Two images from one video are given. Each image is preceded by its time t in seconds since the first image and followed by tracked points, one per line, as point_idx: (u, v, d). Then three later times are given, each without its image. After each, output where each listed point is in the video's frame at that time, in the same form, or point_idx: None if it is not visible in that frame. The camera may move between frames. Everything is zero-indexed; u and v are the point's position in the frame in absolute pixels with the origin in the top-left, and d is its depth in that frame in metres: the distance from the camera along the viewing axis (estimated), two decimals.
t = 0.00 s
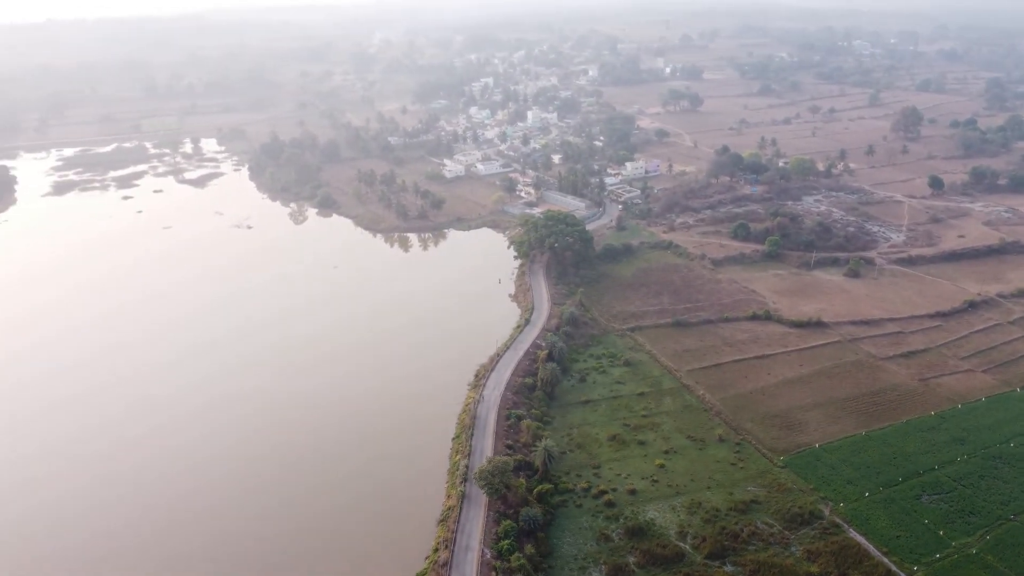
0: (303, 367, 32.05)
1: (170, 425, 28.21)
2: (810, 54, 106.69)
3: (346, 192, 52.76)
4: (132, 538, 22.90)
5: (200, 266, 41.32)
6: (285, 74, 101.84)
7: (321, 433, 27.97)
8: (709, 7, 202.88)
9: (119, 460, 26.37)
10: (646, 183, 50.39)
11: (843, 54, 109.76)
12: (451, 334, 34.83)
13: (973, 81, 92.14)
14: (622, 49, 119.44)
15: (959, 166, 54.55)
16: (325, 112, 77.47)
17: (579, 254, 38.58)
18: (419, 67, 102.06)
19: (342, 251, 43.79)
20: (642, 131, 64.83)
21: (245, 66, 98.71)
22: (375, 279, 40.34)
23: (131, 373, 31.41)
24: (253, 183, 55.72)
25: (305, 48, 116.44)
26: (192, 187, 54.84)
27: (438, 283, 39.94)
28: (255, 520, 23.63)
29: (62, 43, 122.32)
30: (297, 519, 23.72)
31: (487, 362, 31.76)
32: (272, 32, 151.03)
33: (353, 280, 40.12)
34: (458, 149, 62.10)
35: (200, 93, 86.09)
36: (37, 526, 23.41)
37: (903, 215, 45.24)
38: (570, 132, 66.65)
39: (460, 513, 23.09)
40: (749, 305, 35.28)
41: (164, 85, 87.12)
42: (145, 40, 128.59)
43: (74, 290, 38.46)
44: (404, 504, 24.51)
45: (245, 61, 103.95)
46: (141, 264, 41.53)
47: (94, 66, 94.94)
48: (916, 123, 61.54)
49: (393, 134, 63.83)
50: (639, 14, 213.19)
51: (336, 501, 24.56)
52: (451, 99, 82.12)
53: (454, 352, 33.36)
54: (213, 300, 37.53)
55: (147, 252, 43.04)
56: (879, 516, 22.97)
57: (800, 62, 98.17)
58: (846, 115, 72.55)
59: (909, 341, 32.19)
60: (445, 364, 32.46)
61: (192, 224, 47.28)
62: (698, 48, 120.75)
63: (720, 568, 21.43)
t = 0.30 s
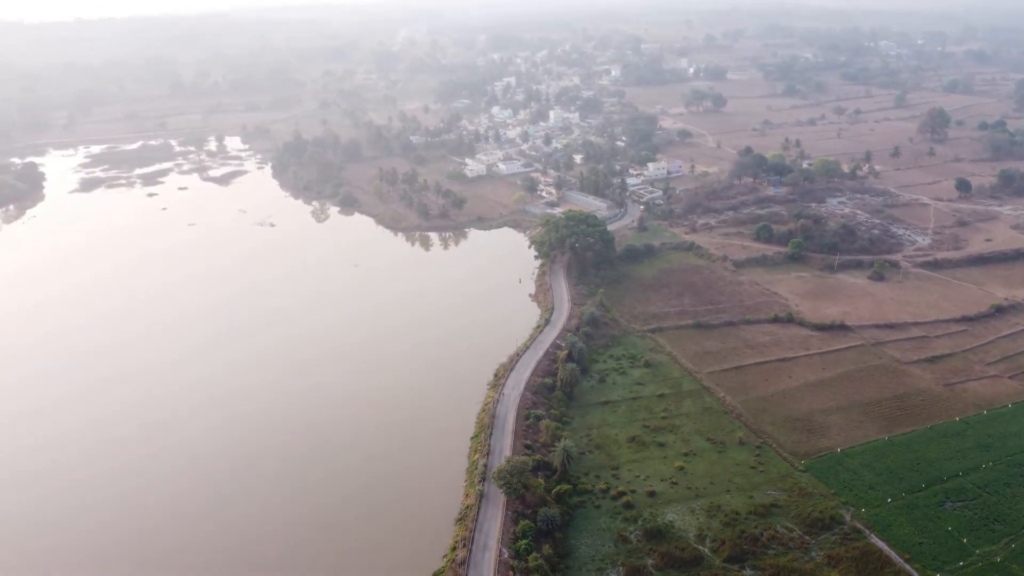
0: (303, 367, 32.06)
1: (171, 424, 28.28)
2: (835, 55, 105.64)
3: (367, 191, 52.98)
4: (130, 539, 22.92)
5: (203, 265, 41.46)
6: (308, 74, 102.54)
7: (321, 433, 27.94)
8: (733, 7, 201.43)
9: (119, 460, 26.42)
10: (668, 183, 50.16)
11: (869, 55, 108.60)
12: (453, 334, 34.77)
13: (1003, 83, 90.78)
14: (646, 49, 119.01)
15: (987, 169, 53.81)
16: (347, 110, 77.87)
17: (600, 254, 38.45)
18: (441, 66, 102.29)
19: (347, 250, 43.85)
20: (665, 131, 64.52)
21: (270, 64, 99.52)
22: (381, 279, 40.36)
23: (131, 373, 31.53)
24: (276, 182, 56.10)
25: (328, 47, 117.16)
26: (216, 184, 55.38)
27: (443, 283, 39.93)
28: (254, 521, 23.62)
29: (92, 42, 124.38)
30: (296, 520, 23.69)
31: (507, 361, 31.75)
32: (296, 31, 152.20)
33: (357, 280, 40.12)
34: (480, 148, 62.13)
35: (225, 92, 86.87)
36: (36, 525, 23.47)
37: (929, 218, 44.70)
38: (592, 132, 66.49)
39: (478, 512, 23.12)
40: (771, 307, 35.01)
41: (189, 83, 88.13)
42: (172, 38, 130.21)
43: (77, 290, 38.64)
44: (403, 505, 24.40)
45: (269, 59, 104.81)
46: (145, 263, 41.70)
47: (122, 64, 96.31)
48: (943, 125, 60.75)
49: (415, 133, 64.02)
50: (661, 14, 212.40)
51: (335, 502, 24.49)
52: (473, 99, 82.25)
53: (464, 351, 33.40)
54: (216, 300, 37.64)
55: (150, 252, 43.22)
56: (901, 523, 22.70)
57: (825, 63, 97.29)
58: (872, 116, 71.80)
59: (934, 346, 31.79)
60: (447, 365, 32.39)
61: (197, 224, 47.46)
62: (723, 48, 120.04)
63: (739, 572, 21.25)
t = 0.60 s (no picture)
0: (303, 367, 32.06)
1: (171, 424, 28.28)
2: (860, 56, 104.58)
3: (386, 189, 53.20)
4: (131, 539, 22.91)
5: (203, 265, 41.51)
6: (330, 73, 103.11)
7: (322, 433, 27.93)
8: (756, 7, 199.94)
9: (119, 460, 26.41)
10: (688, 184, 49.94)
11: (894, 56, 107.49)
12: (454, 334, 34.72)
13: None
14: (667, 49, 118.51)
15: (1013, 172, 53.03)
16: (368, 109, 78.22)
17: (619, 255, 38.36)
18: (462, 65, 102.48)
19: (350, 249, 43.91)
20: (686, 132, 64.18)
21: (292, 63, 100.19)
22: (385, 277, 40.41)
23: (129, 373, 31.52)
24: (297, 179, 56.51)
25: (349, 46, 117.67)
26: (237, 182, 55.81)
27: (446, 283, 39.93)
28: (255, 521, 23.59)
29: (118, 41, 126.19)
30: (297, 520, 23.66)
31: (525, 361, 31.76)
32: (318, 31, 152.96)
33: (359, 279, 40.12)
34: (499, 148, 62.16)
35: (248, 91, 87.62)
36: (35, 525, 23.45)
37: (953, 221, 44.14)
38: (613, 132, 66.31)
39: (495, 511, 23.12)
40: (792, 310, 34.74)
41: (212, 82, 89.05)
42: (196, 36, 131.72)
43: (78, 288, 38.71)
44: (401, 506, 24.32)
45: (291, 58, 105.53)
46: (147, 262, 41.78)
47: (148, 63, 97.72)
48: (968, 127, 59.97)
49: (435, 132, 64.18)
50: (681, 14, 211.70)
51: (334, 503, 24.42)
52: (493, 99, 82.38)
53: (472, 351, 33.42)
54: (217, 299, 37.67)
55: (153, 251, 43.30)
56: (922, 528, 22.44)
57: (849, 63, 96.40)
58: (896, 117, 71.01)
59: (957, 350, 31.39)
60: (447, 366, 32.35)
61: (200, 223, 47.56)
62: (745, 48, 119.44)
63: None
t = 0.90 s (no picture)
0: (304, 367, 32.03)
1: (175, 425, 28.32)
2: (885, 56, 103.52)
3: (407, 188, 53.36)
4: (135, 541, 22.94)
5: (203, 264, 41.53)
6: (351, 72, 103.61)
7: (325, 433, 27.90)
8: (779, 7, 198.52)
9: (123, 461, 26.49)
10: (710, 185, 49.65)
11: (920, 56, 106.21)
12: (455, 335, 34.64)
13: None
14: (689, 49, 117.96)
15: None
16: (389, 108, 78.53)
17: (640, 255, 38.20)
18: (483, 65, 102.58)
19: (352, 249, 43.81)
20: (707, 132, 63.80)
21: (314, 63, 100.78)
22: (392, 277, 40.41)
23: (130, 373, 31.53)
24: (318, 178, 56.79)
25: (371, 45, 118.13)
26: (259, 180, 56.22)
27: (449, 284, 39.85)
28: (260, 523, 23.56)
29: (144, 41, 127.65)
30: (300, 521, 23.61)
31: (544, 361, 31.72)
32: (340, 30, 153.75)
33: (363, 279, 40.10)
34: (519, 147, 62.11)
35: (271, 90, 88.34)
36: (42, 527, 23.53)
37: (979, 224, 43.57)
38: (634, 132, 66.09)
39: (512, 511, 23.11)
40: (813, 313, 34.43)
41: (236, 81, 89.88)
42: (221, 36, 133.17)
43: (85, 285, 39.12)
44: (403, 508, 24.22)
45: (313, 58, 106.14)
46: (148, 262, 41.78)
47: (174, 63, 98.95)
48: (996, 128, 59.16)
49: (455, 131, 64.25)
50: (704, 13, 210.65)
51: (337, 504, 24.36)
52: (514, 98, 82.35)
53: (488, 350, 33.42)
54: (218, 299, 37.66)
55: (153, 251, 43.28)
56: (944, 535, 22.17)
57: (874, 63, 95.40)
58: (922, 118, 70.19)
59: (982, 355, 30.97)
60: (448, 367, 32.24)
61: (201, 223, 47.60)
62: (769, 48, 118.58)
63: None
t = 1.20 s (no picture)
0: (313, 362, 32.30)
1: (180, 423, 28.32)
2: (912, 57, 102.34)
3: (428, 188, 53.49)
4: (142, 539, 22.89)
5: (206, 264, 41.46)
6: (373, 72, 104.05)
7: (330, 434, 27.83)
8: (803, 7, 196.88)
9: (128, 459, 26.46)
10: (732, 186, 49.34)
11: (947, 58, 104.92)
12: (466, 333, 34.74)
13: None
14: (713, 49, 117.27)
15: None
16: (411, 107, 78.80)
17: (660, 257, 38.01)
18: (505, 65, 102.63)
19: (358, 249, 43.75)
20: (730, 133, 63.42)
21: (337, 63, 101.34)
22: (402, 276, 40.43)
23: (133, 373, 31.46)
24: (339, 176, 57.10)
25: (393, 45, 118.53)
26: (282, 178, 56.59)
27: (458, 284, 39.78)
28: (267, 522, 23.52)
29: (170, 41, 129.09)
30: (307, 522, 23.54)
31: (563, 361, 31.66)
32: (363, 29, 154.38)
33: (372, 278, 40.12)
34: (541, 147, 62.04)
35: (294, 89, 89.04)
36: (48, 524, 23.53)
37: (1007, 228, 42.94)
38: (655, 133, 65.85)
39: (530, 511, 23.09)
40: (836, 316, 34.11)
41: (260, 80, 90.66)
42: (246, 35, 134.59)
43: (100, 277, 39.87)
44: (408, 511, 24.08)
45: (336, 57, 106.77)
46: (150, 262, 41.78)
47: (200, 62, 100.13)
48: None
49: (476, 131, 64.32)
50: (726, 13, 209.58)
51: (342, 505, 24.27)
52: (536, 98, 82.31)
53: (503, 350, 33.40)
54: (225, 296, 37.89)
55: (161, 248, 43.55)
56: (966, 543, 21.87)
57: (900, 65, 94.38)
58: (949, 120, 69.32)
59: (1009, 361, 30.50)
60: (453, 368, 32.10)
61: (206, 222, 47.63)
62: (793, 49, 117.74)
63: None
